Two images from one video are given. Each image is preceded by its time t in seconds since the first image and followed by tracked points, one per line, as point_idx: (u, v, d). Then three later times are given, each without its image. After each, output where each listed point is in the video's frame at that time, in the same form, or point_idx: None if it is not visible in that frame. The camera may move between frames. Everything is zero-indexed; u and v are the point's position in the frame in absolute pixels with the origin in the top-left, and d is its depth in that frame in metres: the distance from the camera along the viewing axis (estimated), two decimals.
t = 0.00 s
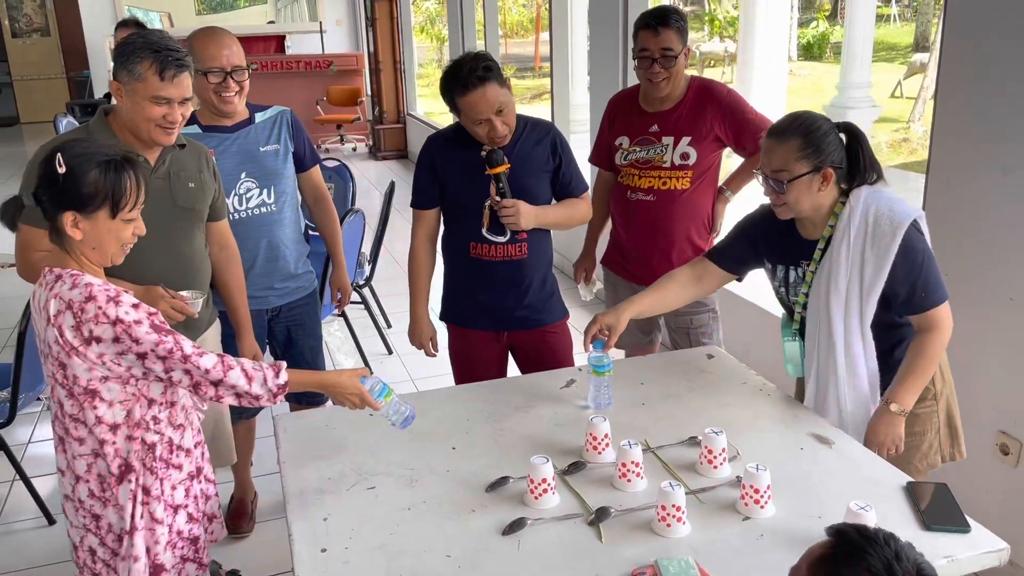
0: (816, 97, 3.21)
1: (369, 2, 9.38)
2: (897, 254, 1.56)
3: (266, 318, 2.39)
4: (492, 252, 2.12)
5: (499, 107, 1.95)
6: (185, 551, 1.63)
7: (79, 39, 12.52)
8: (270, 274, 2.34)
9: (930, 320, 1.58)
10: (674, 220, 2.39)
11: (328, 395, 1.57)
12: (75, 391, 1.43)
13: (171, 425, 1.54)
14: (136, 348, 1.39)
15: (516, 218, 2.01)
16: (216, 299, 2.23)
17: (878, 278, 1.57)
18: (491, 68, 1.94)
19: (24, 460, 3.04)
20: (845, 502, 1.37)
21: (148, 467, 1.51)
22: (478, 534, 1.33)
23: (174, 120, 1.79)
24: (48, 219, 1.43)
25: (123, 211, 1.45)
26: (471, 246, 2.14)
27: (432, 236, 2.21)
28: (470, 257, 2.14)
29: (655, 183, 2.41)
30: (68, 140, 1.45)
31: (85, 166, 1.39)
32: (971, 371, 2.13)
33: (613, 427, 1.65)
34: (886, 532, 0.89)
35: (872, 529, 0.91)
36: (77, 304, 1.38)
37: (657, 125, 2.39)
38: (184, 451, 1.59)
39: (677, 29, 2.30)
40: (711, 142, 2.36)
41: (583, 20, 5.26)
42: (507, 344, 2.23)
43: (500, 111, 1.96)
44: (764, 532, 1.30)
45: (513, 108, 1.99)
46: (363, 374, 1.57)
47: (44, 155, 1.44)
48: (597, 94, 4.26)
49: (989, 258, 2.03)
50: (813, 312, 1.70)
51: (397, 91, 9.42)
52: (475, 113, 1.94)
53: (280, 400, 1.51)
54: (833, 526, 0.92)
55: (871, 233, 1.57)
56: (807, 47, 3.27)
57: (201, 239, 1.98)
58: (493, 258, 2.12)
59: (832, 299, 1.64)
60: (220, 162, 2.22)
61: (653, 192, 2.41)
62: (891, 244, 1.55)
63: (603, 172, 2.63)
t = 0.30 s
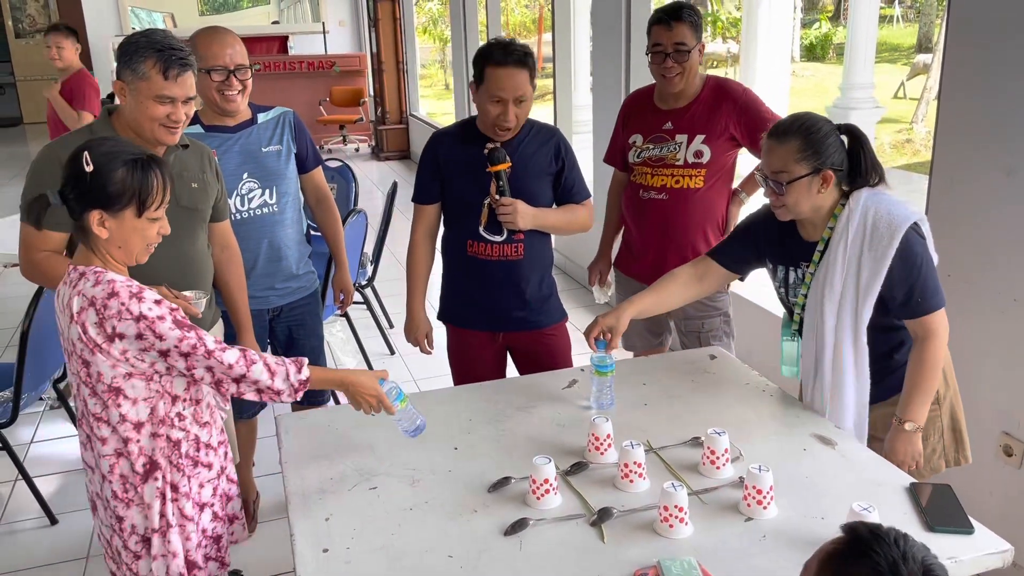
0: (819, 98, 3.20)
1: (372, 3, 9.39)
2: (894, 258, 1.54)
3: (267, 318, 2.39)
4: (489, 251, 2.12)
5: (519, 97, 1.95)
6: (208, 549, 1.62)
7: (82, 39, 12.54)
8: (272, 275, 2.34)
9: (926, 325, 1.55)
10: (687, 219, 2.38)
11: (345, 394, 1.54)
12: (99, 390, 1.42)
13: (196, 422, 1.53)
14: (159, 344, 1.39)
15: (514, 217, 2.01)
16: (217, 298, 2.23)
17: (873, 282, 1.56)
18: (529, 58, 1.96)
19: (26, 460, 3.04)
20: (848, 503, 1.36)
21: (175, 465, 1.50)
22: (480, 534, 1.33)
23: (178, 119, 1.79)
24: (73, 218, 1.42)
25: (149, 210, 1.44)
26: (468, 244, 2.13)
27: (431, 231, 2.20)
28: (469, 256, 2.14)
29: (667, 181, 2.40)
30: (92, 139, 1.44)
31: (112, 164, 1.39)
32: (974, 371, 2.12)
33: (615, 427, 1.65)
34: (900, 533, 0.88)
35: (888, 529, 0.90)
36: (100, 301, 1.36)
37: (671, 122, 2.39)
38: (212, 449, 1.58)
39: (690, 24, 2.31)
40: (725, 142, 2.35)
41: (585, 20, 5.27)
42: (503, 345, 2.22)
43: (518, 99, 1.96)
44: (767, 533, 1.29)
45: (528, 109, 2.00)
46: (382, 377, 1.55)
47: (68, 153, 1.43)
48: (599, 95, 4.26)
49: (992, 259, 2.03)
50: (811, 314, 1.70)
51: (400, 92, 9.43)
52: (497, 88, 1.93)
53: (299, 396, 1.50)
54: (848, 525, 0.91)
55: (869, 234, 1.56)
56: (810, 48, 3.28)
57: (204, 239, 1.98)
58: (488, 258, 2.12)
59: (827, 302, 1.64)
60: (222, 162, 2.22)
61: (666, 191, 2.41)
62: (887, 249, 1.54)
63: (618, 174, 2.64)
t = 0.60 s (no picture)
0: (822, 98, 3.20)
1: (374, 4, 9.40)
2: (899, 256, 1.54)
3: (270, 318, 2.39)
4: (492, 251, 2.11)
5: (541, 115, 1.96)
6: (225, 547, 1.61)
7: (85, 40, 12.56)
8: (275, 274, 2.35)
9: (929, 325, 1.55)
10: (703, 219, 2.38)
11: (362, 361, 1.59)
12: (111, 390, 1.42)
13: (209, 424, 1.51)
14: (171, 348, 1.37)
15: (520, 216, 2.01)
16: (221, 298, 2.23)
17: (876, 280, 1.56)
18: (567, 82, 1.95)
19: (29, 459, 3.05)
20: (852, 503, 1.36)
21: (186, 466, 1.49)
22: (484, 534, 1.32)
23: (183, 118, 1.80)
24: (89, 217, 1.43)
25: (163, 206, 1.44)
26: (471, 243, 2.13)
27: (434, 225, 2.19)
28: (470, 256, 2.14)
29: (683, 181, 2.40)
30: (103, 137, 1.44)
31: (124, 161, 1.39)
32: (978, 372, 2.12)
33: (619, 428, 1.65)
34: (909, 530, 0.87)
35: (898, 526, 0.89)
36: (115, 302, 1.36)
37: (687, 122, 2.38)
38: (227, 449, 1.57)
39: (710, 23, 2.30)
40: (742, 142, 2.34)
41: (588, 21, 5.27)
42: (504, 346, 2.22)
43: (539, 116, 1.96)
44: (771, 534, 1.29)
45: (541, 126, 2.02)
46: (386, 329, 1.61)
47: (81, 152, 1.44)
48: (602, 96, 4.26)
49: (996, 260, 2.03)
50: (817, 313, 1.70)
51: (402, 92, 9.44)
52: (527, 99, 1.91)
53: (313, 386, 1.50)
54: (858, 520, 0.90)
55: (875, 232, 1.56)
56: (814, 49, 3.29)
57: (208, 239, 1.98)
58: (492, 257, 2.12)
59: (830, 300, 1.64)
60: (226, 162, 2.22)
61: (681, 191, 2.41)
62: (892, 246, 1.53)
63: (633, 173, 2.64)
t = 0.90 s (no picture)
0: (824, 98, 3.19)
1: (377, 4, 9.40)
2: (897, 251, 1.53)
3: (273, 318, 2.39)
4: (498, 250, 2.11)
5: (546, 114, 1.95)
6: (234, 549, 1.60)
7: (88, 39, 12.57)
8: (278, 274, 2.34)
9: (931, 322, 1.54)
10: (713, 220, 2.38)
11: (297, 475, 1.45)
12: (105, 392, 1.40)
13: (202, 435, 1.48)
14: (146, 372, 1.35)
15: (527, 217, 2.02)
16: (224, 298, 2.23)
17: (875, 278, 1.55)
18: (570, 80, 1.94)
19: (32, 459, 3.05)
20: (856, 504, 1.36)
21: (177, 477, 1.47)
22: (486, 535, 1.32)
23: (184, 116, 1.80)
24: (110, 217, 1.43)
25: (184, 206, 1.44)
26: (477, 244, 2.13)
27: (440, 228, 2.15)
28: (476, 256, 2.14)
29: (694, 183, 2.39)
30: (125, 138, 1.45)
31: (146, 162, 1.39)
32: (982, 373, 2.11)
33: (621, 428, 1.64)
34: (898, 530, 0.87)
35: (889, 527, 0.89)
36: (124, 307, 1.35)
37: (699, 124, 2.36)
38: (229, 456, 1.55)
39: (727, 24, 2.25)
40: (754, 146, 2.33)
41: (590, 21, 5.26)
42: (510, 345, 2.22)
43: (544, 115, 1.96)
44: (774, 535, 1.29)
45: (544, 126, 2.02)
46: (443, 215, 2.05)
47: (102, 153, 1.44)
48: (605, 96, 4.26)
49: (1000, 260, 2.02)
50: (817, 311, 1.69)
51: (405, 92, 9.43)
52: (531, 99, 1.91)
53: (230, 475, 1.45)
54: (849, 521, 0.90)
55: (874, 227, 1.55)
56: (817, 49, 3.25)
57: (211, 240, 1.97)
58: (498, 257, 2.12)
59: (830, 299, 1.64)
60: (230, 161, 2.22)
61: (692, 193, 2.40)
62: (891, 242, 1.53)
63: (641, 172, 2.63)
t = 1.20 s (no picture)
0: (827, 98, 3.18)
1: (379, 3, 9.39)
2: (894, 255, 1.52)
3: (275, 318, 2.39)
4: (503, 250, 2.11)
5: (547, 113, 1.95)
6: (229, 549, 1.60)
7: (91, 39, 12.58)
8: (280, 273, 2.35)
9: (930, 327, 1.52)
10: (718, 222, 2.38)
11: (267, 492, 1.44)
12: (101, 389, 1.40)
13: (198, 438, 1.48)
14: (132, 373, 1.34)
15: (531, 216, 2.02)
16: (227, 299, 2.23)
17: (871, 282, 1.54)
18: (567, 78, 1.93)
19: (35, 458, 3.06)
20: (858, 504, 1.36)
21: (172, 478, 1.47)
22: (487, 535, 1.32)
23: (188, 119, 1.81)
24: (117, 215, 1.43)
25: (192, 212, 1.44)
26: (483, 244, 2.13)
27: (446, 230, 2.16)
28: (481, 255, 2.14)
29: (699, 185, 2.39)
30: (142, 139, 1.45)
31: (160, 166, 1.39)
32: (985, 374, 2.11)
33: (623, 428, 1.64)
34: (892, 529, 0.86)
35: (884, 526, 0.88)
36: (122, 308, 1.36)
37: (705, 124, 2.35)
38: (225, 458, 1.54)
39: (733, 27, 2.24)
40: (758, 149, 2.33)
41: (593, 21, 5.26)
42: (515, 344, 2.22)
43: (545, 115, 1.96)
44: (776, 535, 1.29)
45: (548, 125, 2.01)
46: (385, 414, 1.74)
47: (117, 151, 1.44)
48: (607, 95, 4.25)
49: (1004, 261, 2.02)
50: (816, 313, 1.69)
51: (407, 91, 9.43)
52: (532, 100, 1.91)
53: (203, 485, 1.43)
54: (844, 520, 0.89)
55: (871, 231, 1.55)
56: (819, 48, 3.25)
57: (213, 241, 1.97)
58: (503, 256, 2.12)
59: (829, 303, 1.64)
60: (232, 161, 2.22)
61: (697, 194, 2.40)
62: (886, 247, 1.52)
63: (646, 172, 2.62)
